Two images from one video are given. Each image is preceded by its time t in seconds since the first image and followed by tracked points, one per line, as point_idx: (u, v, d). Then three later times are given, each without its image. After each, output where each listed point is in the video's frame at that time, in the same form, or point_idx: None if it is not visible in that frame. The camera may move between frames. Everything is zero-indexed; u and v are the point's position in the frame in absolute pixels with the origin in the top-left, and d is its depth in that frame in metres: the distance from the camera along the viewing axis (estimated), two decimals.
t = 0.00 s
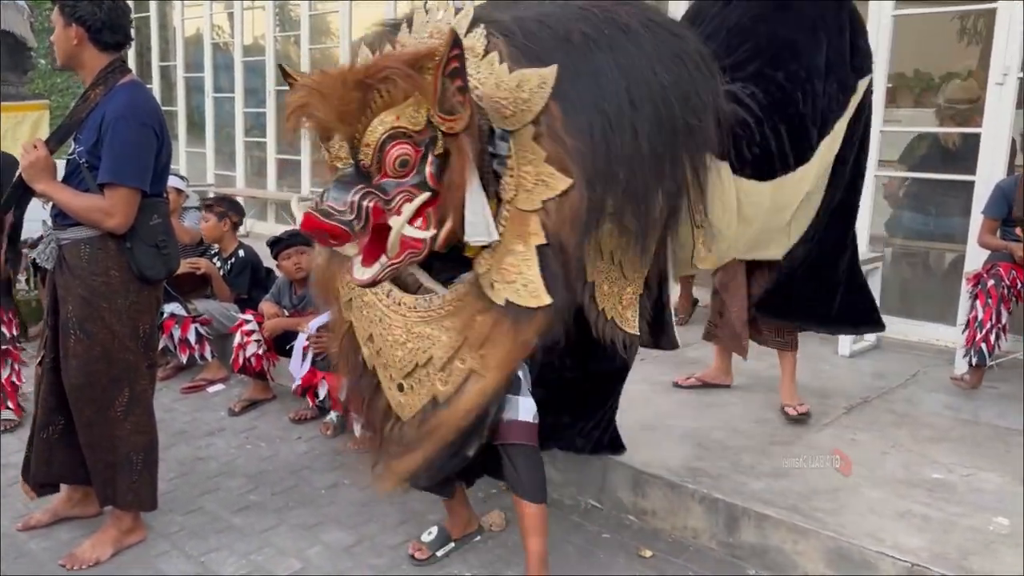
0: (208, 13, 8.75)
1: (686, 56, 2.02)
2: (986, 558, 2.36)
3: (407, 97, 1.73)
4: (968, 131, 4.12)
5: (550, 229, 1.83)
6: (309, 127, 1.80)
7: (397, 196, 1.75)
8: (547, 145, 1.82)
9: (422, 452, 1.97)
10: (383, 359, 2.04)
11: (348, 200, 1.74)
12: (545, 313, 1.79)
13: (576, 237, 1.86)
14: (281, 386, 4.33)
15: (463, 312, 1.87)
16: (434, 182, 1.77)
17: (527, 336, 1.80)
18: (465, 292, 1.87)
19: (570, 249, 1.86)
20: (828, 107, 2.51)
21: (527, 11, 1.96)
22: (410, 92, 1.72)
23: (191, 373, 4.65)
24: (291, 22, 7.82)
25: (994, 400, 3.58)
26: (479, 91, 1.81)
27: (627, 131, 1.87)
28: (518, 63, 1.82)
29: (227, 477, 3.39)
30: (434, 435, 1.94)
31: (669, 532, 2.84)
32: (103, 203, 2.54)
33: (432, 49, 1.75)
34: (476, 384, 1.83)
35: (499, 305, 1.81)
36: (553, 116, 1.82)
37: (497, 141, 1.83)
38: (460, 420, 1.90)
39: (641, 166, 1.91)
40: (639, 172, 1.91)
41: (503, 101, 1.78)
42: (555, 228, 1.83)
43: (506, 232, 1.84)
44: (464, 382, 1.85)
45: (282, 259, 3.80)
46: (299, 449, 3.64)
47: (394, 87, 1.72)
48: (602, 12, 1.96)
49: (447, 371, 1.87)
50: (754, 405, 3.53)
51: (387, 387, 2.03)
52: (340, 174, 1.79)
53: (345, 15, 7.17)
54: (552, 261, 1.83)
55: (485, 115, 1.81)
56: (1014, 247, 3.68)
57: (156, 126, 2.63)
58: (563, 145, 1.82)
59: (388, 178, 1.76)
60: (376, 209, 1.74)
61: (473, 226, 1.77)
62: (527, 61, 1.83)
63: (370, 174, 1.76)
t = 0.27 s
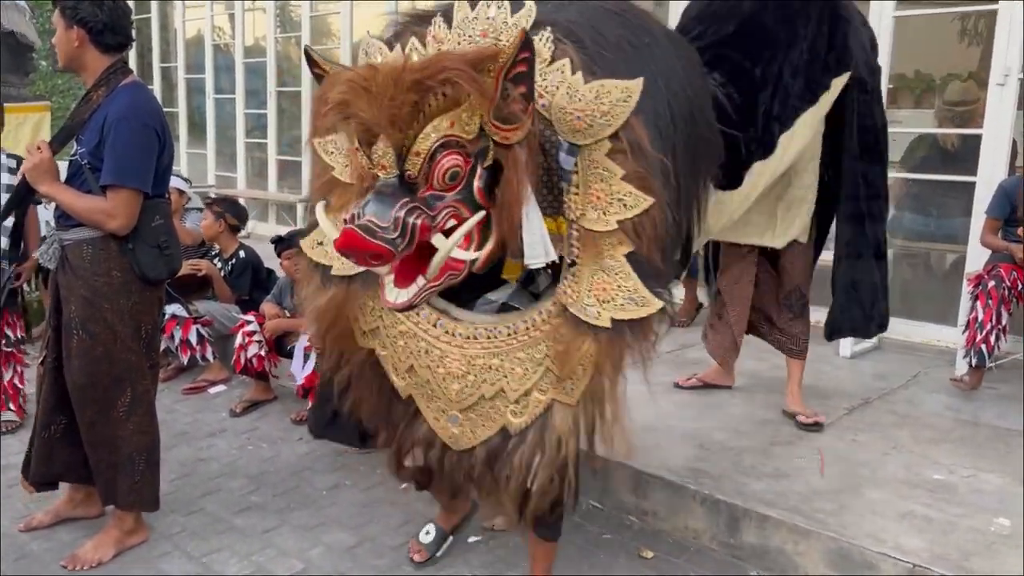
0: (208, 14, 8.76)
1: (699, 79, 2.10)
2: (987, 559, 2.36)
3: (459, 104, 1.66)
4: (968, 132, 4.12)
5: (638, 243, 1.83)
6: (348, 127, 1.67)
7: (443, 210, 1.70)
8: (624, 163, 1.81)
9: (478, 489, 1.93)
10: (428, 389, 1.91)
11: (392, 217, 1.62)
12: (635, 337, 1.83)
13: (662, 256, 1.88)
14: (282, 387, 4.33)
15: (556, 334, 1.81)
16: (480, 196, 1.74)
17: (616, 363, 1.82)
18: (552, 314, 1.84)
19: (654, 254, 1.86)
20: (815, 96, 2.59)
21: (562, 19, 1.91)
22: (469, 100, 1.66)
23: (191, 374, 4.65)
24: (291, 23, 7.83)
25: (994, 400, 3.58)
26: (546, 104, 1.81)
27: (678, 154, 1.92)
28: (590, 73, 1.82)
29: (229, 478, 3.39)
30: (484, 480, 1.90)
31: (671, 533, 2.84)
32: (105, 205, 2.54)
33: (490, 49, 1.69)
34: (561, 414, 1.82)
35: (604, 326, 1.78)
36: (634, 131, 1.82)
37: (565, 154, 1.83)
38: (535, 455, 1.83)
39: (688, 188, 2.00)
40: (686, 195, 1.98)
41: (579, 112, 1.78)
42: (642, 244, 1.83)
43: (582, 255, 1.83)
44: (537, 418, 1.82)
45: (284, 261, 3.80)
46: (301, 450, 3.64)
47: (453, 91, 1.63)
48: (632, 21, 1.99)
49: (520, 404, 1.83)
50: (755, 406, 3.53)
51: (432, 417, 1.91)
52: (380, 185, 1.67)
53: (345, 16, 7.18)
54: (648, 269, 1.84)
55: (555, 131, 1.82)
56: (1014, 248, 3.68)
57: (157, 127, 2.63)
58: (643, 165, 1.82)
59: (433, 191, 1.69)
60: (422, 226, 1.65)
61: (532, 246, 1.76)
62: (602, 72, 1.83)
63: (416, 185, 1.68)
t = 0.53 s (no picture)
0: (208, 15, 8.77)
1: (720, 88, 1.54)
2: (987, 559, 2.36)
3: (398, 134, 1.17)
4: (966, 133, 4.13)
5: (637, 269, 1.34)
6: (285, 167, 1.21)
7: (386, 250, 1.18)
8: (613, 180, 1.32)
9: (479, 559, 1.39)
10: (421, 447, 1.35)
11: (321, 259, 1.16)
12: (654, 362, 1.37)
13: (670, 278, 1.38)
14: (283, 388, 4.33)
15: (566, 375, 1.34)
16: (434, 232, 1.21)
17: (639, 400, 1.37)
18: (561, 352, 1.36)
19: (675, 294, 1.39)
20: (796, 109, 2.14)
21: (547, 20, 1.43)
22: (409, 124, 1.16)
23: (192, 376, 4.66)
24: (291, 25, 7.84)
25: (994, 400, 3.58)
26: (521, 119, 1.30)
27: (677, 165, 1.38)
28: (570, 85, 1.33)
29: (230, 479, 3.39)
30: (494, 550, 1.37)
31: (672, 534, 2.85)
32: (104, 208, 2.54)
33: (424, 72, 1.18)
34: (577, 466, 1.35)
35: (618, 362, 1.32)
36: (625, 144, 1.32)
37: (549, 178, 1.34)
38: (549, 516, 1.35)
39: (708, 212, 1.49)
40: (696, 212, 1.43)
41: (556, 126, 1.30)
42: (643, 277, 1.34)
43: (581, 291, 1.35)
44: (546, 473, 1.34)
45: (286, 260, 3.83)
46: (302, 451, 3.64)
47: (378, 123, 1.15)
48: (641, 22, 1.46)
49: (527, 458, 1.33)
50: (756, 407, 3.53)
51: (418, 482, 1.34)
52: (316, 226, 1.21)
53: (345, 17, 7.19)
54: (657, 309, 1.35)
55: (524, 144, 1.33)
56: (1015, 250, 3.67)
57: (155, 130, 2.63)
58: (635, 178, 1.32)
59: (372, 229, 1.18)
60: (352, 270, 1.16)
61: (498, 287, 1.27)
62: (585, 83, 1.33)
63: (351, 225, 1.19)
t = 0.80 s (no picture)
0: (207, 16, 8.77)
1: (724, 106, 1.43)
2: (986, 558, 2.36)
3: (350, 162, 1.14)
4: (964, 133, 4.15)
5: (553, 288, 1.16)
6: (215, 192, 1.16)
7: (327, 285, 1.17)
8: (531, 184, 1.19)
9: None
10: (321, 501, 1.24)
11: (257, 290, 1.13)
12: (561, 420, 1.13)
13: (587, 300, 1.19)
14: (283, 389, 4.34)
15: (454, 411, 1.16)
16: (377, 270, 1.20)
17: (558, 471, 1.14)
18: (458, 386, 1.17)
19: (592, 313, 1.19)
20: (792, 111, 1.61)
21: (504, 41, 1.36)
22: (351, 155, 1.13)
23: (192, 377, 4.66)
24: (289, 26, 7.85)
25: (991, 400, 3.60)
26: (441, 125, 1.23)
27: (608, 184, 1.24)
28: (488, 83, 1.23)
29: (230, 480, 3.40)
30: None
31: (672, 534, 2.86)
32: (97, 209, 2.55)
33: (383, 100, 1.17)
34: (469, 528, 1.13)
35: (510, 394, 1.12)
36: (536, 141, 1.20)
37: (471, 185, 1.26)
38: None
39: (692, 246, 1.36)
40: (650, 236, 1.28)
41: (469, 127, 1.20)
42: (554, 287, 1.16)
43: (488, 302, 1.19)
44: (434, 535, 1.14)
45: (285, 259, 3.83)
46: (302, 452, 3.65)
47: (328, 150, 1.13)
48: (603, 44, 1.37)
49: (412, 516, 1.15)
50: (755, 407, 3.54)
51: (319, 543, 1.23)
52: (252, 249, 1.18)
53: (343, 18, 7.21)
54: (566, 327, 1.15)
55: (450, 156, 1.25)
56: (1011, 250, 3.68)
57: (147, 130, 2.63)
58: (550, 177, 1.19)
59: (314, 262, 1.16)
60: (291, 304, 1.14)
61: (410, 329, 1.21)
62: (500, 80, 1.24)
63: (291, 257, 1.16)
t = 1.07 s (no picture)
0: (205, 18, 8.77)
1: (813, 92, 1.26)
2: (984, 557, 2.38)
3: (369, 143, 0.98)
4: (961, 135, 4.17)
5: (615, 319, 0.96)
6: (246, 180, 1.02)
7: (350, 270, 0.98)
8: (594, 210, 0.98)
9: None
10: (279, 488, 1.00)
11: (273, 270, 0.96)
12: (555, 454, 0.92)
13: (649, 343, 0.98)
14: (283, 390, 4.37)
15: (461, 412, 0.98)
16: (403, 258, 0.99)
17: (537, 490, 0.92)
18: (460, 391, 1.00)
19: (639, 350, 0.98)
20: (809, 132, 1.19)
21: (544, 41, 1.10)
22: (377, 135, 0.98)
23: (193, 377, 4.67)
24: (288, 27, 7.86)
25: (989, 400, 3.62)
26: (497, 144, 1.01)
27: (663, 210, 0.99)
28: (552, 105, 1.00)
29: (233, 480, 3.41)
30: None
31: (673, 533, 2.87)
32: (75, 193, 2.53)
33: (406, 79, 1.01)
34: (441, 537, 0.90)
35: (509, 421, 0.93)
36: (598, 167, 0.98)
37: (525, 206, 1.05)
38: None
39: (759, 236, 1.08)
40: (704, 248, 1.02)
41: (529, 148, 0.98)
42: (604, 319, 0.96)
43: (529, 322, 0.98)
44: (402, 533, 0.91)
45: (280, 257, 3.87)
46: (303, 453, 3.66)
47: (355, 126, 0.98)
48: (651, 38, 1.09)
49: (388, 511, 0.92)
50: (756, 407, 3.56)
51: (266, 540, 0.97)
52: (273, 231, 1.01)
53: (342, 20, 7.23)
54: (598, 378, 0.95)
55: (503, 171, 1.06)
56: (1010, 250, 3.70)
57: (138, 126, 2.64)
58: (617, 208, 0.97)
59: (337, 246, 0.98)
60: (308, 284, 0.96)
61: (455, 323, 0.99)
62: (568, 100, 1.01)
63: (314, 238, 0.99)
